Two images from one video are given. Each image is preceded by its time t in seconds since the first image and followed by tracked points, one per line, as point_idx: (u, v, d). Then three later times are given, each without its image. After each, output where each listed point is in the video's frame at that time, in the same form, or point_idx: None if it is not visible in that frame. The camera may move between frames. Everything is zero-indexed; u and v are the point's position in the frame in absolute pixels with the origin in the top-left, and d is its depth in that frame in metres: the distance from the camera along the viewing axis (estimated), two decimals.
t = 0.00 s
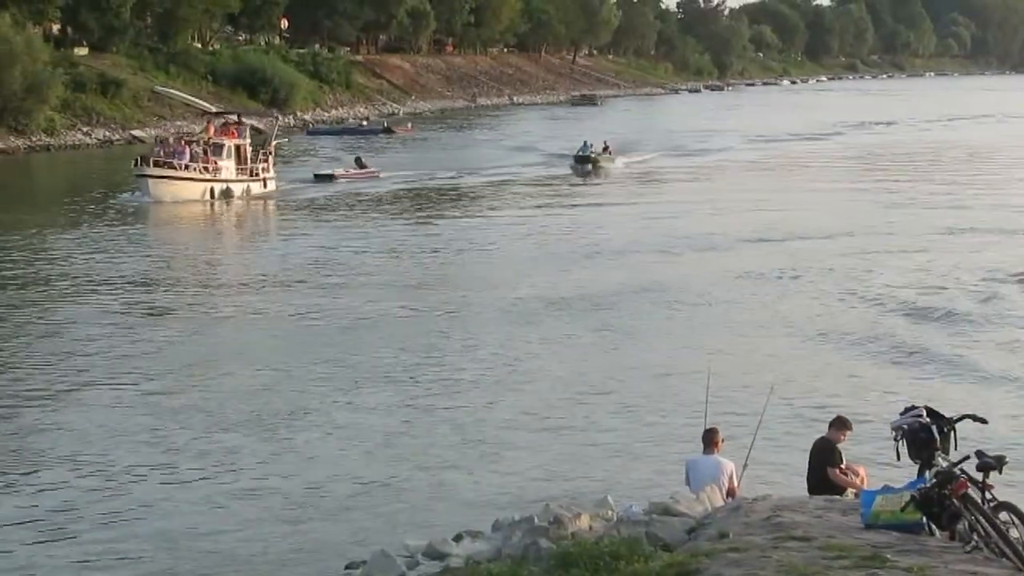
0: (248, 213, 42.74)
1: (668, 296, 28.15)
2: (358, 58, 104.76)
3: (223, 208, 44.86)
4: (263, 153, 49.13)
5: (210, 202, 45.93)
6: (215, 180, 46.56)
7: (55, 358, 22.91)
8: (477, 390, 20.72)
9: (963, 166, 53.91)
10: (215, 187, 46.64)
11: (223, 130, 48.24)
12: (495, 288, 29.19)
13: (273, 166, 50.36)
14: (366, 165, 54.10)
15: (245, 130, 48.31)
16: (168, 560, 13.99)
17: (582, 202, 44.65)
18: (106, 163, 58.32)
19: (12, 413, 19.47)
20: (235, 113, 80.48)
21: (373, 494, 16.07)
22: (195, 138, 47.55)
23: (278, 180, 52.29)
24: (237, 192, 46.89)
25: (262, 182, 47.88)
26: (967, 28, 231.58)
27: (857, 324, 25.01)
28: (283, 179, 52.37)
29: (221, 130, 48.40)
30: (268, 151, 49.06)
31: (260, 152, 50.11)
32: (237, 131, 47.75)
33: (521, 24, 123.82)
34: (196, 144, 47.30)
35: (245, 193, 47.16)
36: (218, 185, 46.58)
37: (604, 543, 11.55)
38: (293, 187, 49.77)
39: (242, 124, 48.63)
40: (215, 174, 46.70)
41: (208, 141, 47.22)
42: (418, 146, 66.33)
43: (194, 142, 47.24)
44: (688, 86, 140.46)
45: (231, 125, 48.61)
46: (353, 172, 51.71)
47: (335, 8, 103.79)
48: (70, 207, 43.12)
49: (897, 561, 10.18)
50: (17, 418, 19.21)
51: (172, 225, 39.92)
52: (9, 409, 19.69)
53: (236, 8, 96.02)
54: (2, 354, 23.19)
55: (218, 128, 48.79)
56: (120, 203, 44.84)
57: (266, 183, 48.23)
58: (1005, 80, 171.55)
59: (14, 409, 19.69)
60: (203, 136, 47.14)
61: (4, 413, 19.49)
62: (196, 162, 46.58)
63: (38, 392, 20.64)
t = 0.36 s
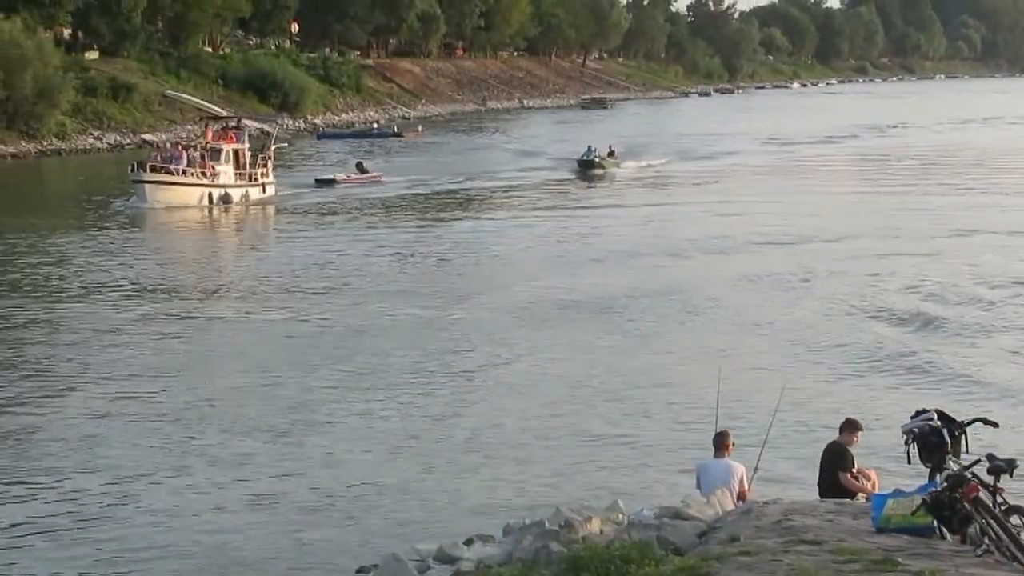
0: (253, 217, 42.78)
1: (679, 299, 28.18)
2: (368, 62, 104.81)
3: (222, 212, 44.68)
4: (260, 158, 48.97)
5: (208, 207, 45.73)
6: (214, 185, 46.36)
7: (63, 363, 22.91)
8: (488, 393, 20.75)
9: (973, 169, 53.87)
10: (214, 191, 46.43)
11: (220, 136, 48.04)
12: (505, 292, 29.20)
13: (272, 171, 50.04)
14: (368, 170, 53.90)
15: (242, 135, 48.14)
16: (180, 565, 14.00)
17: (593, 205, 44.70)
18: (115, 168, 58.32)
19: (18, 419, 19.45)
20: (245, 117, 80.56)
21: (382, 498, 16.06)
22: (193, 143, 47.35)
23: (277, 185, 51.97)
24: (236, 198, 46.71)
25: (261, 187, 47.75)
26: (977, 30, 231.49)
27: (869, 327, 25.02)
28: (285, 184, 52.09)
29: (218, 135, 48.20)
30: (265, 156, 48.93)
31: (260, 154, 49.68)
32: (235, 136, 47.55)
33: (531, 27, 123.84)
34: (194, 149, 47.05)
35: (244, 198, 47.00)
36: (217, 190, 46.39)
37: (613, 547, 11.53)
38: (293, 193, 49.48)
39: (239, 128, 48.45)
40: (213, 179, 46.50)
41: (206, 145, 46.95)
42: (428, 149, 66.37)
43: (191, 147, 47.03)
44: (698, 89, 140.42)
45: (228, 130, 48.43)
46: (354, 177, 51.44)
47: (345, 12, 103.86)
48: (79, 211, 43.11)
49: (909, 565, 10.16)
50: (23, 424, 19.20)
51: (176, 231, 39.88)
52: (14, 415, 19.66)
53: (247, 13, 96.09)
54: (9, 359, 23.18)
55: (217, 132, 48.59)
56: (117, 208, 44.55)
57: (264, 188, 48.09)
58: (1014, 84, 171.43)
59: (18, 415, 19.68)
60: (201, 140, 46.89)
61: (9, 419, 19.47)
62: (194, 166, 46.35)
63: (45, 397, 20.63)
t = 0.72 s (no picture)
0: (268, 223, 42.72)
1: (698, 302, 28.16)
2: (385, 67, 104.87)
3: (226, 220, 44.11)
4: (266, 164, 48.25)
5: (211, 214, 45.14)
6: (218, 191, 45.73)
7: (78, 368, 22.90)
8: (508, 397, 20.76)
9: (990, 173, 53.76)
10: (217, 198, 45.85)
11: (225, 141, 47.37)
12: (521, 296, 29.20)
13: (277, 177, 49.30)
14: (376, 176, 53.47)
15: (247, 141, 47.48)
16: (195, 570, 13.98)
17: (613, 208, 44.76)
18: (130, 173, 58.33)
19: (31, 425, 19.43)
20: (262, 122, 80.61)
21: (398, 503, 16.04)
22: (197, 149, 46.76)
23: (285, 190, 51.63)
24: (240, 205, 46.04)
25: (266, 194, 46.96)
26: (994, 34, 231.19)
27: (891, 330, 25.00)
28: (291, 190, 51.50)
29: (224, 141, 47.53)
30: (272, 162, 48.20)
31: (265, 161, 48.98)
32: (239, 142, 46.89)
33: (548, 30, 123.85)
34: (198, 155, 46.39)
35: (248, 204, 46.36)
36: (221, 197, 45.78)
37: (629, 551, 11.52)
38: (299, 199, 48.90)
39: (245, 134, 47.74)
40: (218, 185, 45.90)
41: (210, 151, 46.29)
42: (444, 154, 66.35)
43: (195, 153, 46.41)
44: (714, 93, 140.37)
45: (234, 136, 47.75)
46: (361, 183, 50.80)
47: (361, 17, 103.99)
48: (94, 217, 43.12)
49: (928, 569, 10.13)
50: (35, 430, 19.18)
51: (186, 236, 39.79)
52: (27, 420, 19.64)
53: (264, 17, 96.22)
54: (22, 365, 23.17)
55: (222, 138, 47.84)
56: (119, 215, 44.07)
57: (270, 195, 47.39)
58: None
59: (32, 421, 19.64)
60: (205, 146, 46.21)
61: (22, 425, 19.44)
62: (198, 173, 45.76)
63: (61, 403, 20.61)
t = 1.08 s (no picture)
0: (285, 225, 42.66)
1: (719, 306, 28.13)
2: (406, 70, 104.92)
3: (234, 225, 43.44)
4: (276, 169, 47.57)
5: (219, 219, 44.50)
6: (226, 197, 45.15)
7: (97, 372, 22.91)
8: (527, 401, 20.76)
9: (1012, 176, 53.61)
10: (225, 203, 45.21)
11: (234, 146, 46.69)
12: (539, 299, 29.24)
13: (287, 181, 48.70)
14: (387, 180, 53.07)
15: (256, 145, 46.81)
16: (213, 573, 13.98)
17: (633, 212, 44.75)
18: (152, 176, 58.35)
19: (49, 428, 19.45)
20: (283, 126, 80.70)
21: (418, 507, 16.03)
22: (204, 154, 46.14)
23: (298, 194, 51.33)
24: (248, 210, 45.48)
25: (275, 199, 46.37)
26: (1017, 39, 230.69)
27: (910, 333, 24.97)
28: (301, 195, 51.06)
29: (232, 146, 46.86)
30: (281, 166, 47.52)
31: (274, 165, 48.43)
32: (248, 146, 46.21)
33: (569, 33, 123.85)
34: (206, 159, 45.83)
35: (257, 209, 45.73)
36: (229, 202, 45.18)
37: (650, 554, 11.53)
38: (309, 204, 48.47)
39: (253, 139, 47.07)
40: (225, 190, 45.26)
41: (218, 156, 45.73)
42: (463, 157, 66.31)
43: (203, 157, 45.75)
44: (735, 97, 140.26)
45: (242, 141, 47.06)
46: (373, 188, 50.37)
47: (382, 20, 104.08)
48: (113, 220, 43.14)
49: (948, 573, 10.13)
50: (53, 434, 19.17)
51: (204, 240, 39.76)
52: (47, 424, 19.65)
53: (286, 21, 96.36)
54: (45, 368, 23.22)
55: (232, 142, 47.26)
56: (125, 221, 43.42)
57: (279, 199, 46.69)
58: None
59: (53, 425, 19.67)
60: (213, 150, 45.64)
61: (41, 429, 19.45)
62: (205, 178, 45.10)
63: (82, 407, 20.64)
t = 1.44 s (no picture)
0: (302, 229, 42.61)
1: (738, 308, 28.09)
2: (425, 73, 104.96)
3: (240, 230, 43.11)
4: (282, 173, 47.21)
5: (224, 223, 44.13)
6: (232, 201, 44.75)
7: (113, 376, 22.88)
8: (544, 404, 20.69)
9: None
10: (231, 208, 44.82)
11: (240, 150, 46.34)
12: (558, 301, 29.25)
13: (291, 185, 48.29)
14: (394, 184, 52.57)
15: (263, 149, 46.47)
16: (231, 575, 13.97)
17: (649, 214, 44.64)
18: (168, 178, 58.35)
19: (65, 433, 19.42)
20: (301, 129, 80.73)
21: (437, 510, 16.02)
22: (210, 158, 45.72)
23: (311, 198, 51.10)
24: (254, 215, 45.15)
25: (281, 203, 46.04)
26: None
27: (930, 335, 24.91)
28: (309, 199, 50.61)
29: (238, 149, 46.51)
30: (288, 170, 47.15)
31: (279, 169, 48.02)
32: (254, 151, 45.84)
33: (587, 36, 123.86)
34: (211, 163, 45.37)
35: (263, 214, 45.39)
36: (235, 207, 44.78)
37: (668, 557, 11.48)
38: (315, 208, 47.94)
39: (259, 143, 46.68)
40: (231, 195, 44.88)
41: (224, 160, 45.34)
42: (482, 160, 66.28)
43: (209, 161, 45.37)
44: (754, 99, 140.08)
45: (248, 145, 46.72)
46: (382, 193, 49.78)
47: (399, 23, 104.09)
48: (132, 224, 43.17)
49: None
50: (68, 438, 19.14)
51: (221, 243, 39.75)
52: (62, 429, 19.62)
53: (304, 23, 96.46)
54: (67, 370, 23.29)
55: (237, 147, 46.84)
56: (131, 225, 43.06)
57: (285, 204, 46.38)
58: None
59: (75, 427, 19.71)
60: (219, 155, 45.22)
61: (62, 433, 19.48)
62: (211, 182, 44.71)
63: (104, 410, 20.68)
